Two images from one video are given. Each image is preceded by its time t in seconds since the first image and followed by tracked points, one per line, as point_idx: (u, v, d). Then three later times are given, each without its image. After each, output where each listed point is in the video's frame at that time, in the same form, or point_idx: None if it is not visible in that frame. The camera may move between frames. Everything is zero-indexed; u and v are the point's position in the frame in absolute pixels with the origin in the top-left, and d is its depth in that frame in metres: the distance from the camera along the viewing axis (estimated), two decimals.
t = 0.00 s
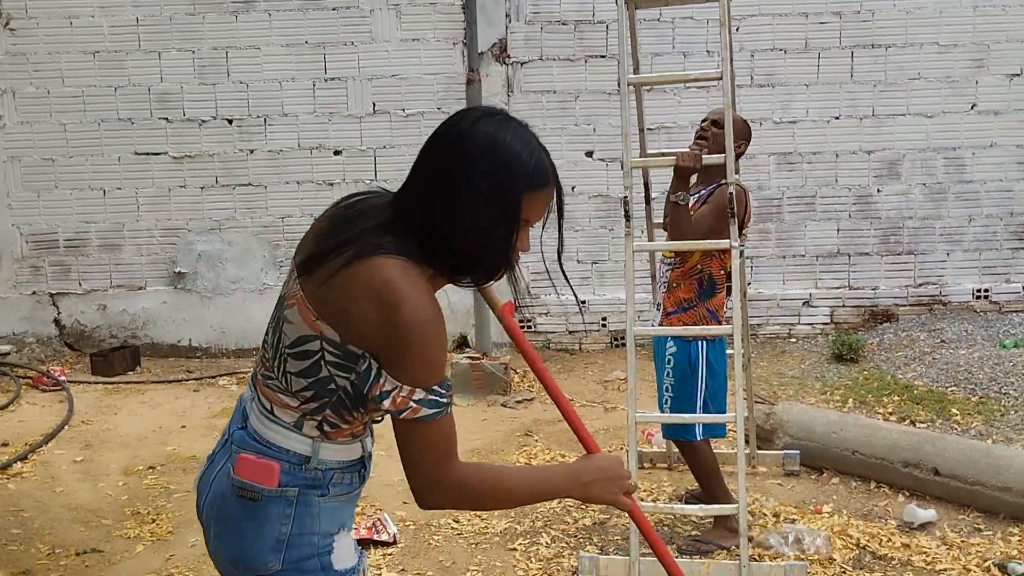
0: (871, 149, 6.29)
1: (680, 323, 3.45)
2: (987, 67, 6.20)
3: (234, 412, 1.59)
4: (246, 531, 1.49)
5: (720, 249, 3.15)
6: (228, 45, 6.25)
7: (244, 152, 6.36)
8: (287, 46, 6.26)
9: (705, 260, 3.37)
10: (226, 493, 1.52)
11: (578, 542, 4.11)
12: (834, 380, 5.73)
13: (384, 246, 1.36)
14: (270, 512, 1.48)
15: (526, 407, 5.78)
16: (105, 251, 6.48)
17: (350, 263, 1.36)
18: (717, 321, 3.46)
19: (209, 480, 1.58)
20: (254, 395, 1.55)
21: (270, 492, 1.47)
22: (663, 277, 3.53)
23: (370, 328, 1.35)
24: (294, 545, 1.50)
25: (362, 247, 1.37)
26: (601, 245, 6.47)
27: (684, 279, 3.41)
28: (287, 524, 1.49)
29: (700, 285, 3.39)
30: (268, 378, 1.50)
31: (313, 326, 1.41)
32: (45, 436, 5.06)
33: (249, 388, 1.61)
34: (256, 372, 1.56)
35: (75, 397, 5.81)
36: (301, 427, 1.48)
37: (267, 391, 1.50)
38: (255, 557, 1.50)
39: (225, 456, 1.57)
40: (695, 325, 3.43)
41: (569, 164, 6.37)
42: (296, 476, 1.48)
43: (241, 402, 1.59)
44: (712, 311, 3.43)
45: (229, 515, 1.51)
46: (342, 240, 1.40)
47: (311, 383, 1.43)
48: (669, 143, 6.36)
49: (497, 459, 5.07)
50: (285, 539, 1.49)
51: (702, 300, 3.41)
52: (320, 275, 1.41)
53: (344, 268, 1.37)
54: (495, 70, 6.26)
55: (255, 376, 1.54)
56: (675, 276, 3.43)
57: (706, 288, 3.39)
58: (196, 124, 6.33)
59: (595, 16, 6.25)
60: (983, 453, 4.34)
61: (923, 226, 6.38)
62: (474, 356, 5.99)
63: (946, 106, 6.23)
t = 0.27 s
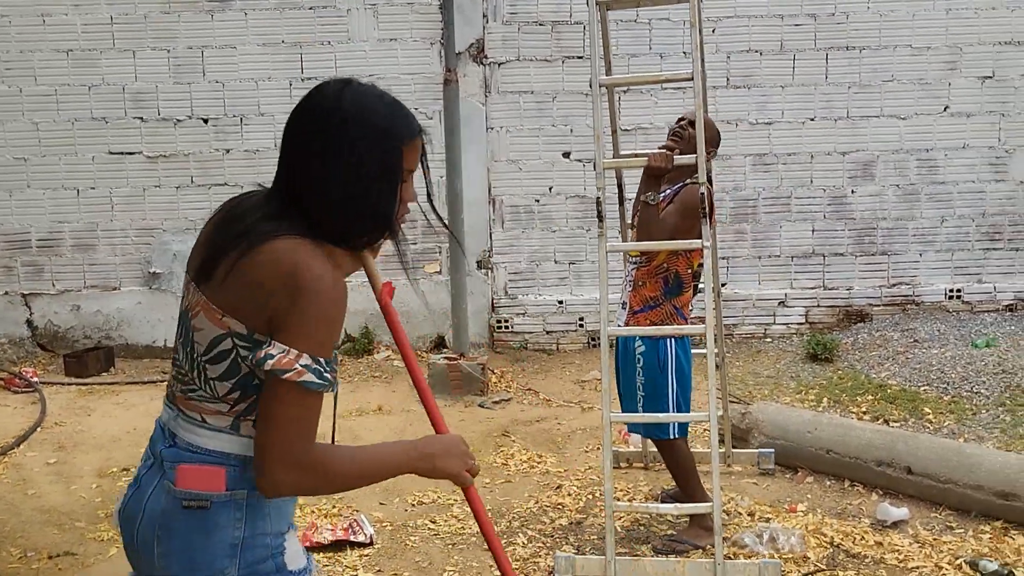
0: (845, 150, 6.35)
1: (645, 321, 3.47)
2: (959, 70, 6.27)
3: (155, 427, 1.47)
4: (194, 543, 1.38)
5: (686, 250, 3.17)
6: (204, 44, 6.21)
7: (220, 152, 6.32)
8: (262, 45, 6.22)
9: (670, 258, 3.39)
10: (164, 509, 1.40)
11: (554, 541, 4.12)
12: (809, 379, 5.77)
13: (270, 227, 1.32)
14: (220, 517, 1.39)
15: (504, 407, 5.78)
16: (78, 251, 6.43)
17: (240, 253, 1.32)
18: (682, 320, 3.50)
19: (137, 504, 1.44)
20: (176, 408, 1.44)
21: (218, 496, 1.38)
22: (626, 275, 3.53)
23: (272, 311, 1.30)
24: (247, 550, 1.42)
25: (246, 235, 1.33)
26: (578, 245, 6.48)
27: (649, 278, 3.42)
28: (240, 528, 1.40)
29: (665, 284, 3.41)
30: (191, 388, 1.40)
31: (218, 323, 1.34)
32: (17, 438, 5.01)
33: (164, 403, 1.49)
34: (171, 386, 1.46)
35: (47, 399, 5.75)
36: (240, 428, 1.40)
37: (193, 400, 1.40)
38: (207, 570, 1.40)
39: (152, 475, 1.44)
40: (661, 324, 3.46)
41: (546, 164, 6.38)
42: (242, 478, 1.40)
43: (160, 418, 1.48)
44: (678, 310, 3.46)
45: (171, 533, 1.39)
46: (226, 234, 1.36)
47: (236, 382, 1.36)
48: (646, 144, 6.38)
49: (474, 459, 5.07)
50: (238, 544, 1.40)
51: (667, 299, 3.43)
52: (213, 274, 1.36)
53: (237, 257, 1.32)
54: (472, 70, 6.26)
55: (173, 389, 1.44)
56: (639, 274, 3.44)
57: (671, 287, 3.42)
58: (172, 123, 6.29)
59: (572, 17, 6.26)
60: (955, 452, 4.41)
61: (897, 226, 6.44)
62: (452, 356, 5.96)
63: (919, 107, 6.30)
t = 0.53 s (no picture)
0: (834, 151, 6.37)
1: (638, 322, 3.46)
2: (948, 71, 6.30)
3: (58, 459, 1.36)
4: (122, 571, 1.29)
5: (670, 249, 3.17)
6: (193, 43, 6.19)
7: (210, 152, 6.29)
8: (253, 44, 6.20)
9: (659, 258, 3.39)
10: (83, 541, 1.30)
11: (546, 542, 4.11)
12: (799, 380, 5.79)
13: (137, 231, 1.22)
14: (147, 538, 1.31)
15: (494, 407, 5.78)
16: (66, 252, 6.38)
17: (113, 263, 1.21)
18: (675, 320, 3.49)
19: (51, 542, 1.33)
20: (77, 434, 1.34)
21: (142, 518, 1.30)
22: (619, 278, 3.54)
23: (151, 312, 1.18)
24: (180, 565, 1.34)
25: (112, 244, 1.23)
26: (569, 245, 6.48)
27: (640, 279, 3.42)
28: (169, 545, 1.33)
29: (656, 283, 3.41)
30: (92, 411, 1.30)
31: (103, 335, 1.23)
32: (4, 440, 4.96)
33: (60, 433, 1.38)
34: (69, 415, 1.35)
35: (35, 400, 5.71)
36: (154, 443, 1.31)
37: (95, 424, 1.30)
38: None
39: (62, 509, 1.33)
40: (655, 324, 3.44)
41: (537, 164, 6.38)
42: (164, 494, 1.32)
43: (59, 450, 1.37)
44: (670, 308, 3.45)
45: (95, 566, 1.29)
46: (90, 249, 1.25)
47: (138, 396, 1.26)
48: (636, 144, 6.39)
49: (465, 460, 5.06)
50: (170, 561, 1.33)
51: (659, 298, 3.43)
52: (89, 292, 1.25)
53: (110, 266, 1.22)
54: (463, 70, 6.24)
55: (72, 416, 1.34)
56: (631, 276, 3.44)
57: (662, 286, 3.41)
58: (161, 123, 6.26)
59: (564, 17, 6.27)
60: (944, 452, 4.44)
61: (886, 227, 6.47)
62: (444, 356, 5.94)
63: (907, 108, 6.33)
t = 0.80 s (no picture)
0: (835, 152, 6.38)
1: (642, 320, 3.46)
2: (949, 71, 6.31)
3: (43, 464, 1.39)
4: (126, 560, 1.34)
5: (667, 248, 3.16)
6: (194, 43, 6.18)
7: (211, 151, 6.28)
8: (253, 44, 6.19)
9: (659, 255, 3.39)
10: (82, 538, 1.34)
11: (548, 542, 4.11)
12: (800, 380, 5.79)
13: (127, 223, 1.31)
14: (148, 526, 1.35)
15: (495, 407, 5.78)
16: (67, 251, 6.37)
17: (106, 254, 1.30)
18: (680, 316, 3.47)
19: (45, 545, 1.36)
20: (64, 436, 1.37)
21: (141, 507, 1.34)
22: (624, 278, 3.55)
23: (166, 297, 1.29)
24: (183, 551, 1.39)
25: (102, 236, 1.31)
26: (570, 245, 6.48)
27: (642, 276, 3.43)
28: (170, 531, 1.37)
29: (658, 280, 3.41)
30: (84, 407, 1.35)
31: (112, 327, 1.31)
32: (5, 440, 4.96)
33: (41, 440, 1.42)
34: (54, 417, 1.39)
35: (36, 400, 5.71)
36: (150, 434, 1.37)
37: (87, 421, 1.35)
38: None
39: (53, 511, 1.36)
40: (660, 322, 3.42)
41: (538, 164, 6.38)
42: (161, 483, 1.37)
43: (43, 455, 1.40)
44: (674, 305, 3.44)
45: (98, 559, 1.33)
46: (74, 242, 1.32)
47: (138, 382, 1.34)
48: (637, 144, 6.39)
49: (467, 460, 5.06)
50: (173, 548, 1.37)
51: (662, 295, 3.41)
52: (81, 286, 1.32)
53: (108, 257, 1.30)
54: (464, 70, 6.25)
55: (59, 417, 1.38)
56: (633, 274, 3.45)
57: (665, 281, 3.41)
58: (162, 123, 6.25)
59: (565, 17, 6.27)
60: (945, 452, 4.45)
61: (887, 227, 6.47)
62: (445, 356, 5.94)
63: (908, 109, 6.33)
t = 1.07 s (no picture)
0: (838, 152, 6.38)
1: (648, 320, 3.45)
2: (951, 72, 6.31)
3: (87, 460, 1.38)
4: (183, 557, 1.36)
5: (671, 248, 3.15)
6: (196, 43, 6.18)
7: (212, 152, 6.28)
8: (256, 45, 6.20)
9: (663, 254, 3.39)
10: (136, 535, 1.35)
11: (550, 543, 4.12)
12: (802, 380, 5.80)
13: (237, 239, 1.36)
14: (203, 524, 1.39)
15: (498, 408, 5.78)
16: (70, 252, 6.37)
17: (217, 263, 1.34)
18: (687, 315, 3.46)
19: (91, 540, 1.35)
20: (120, 428, 1.37)
21: (199, 505, 1.38)
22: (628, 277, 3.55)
23: (273, 320, 1.37)
24: (230, 549, 1.43)
25: (214, 246, 1.35)
26: (572, 246, 6.48)
27: (647, 275, 3.43)
28: (222, 530, 1.41)
29: (663, 279, 3.41)
30: (153, 400, 1.35)
31: (214, 329, 1.34)
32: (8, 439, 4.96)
33: (84, 434, 1.40)
34: (111, 409, 1.38)
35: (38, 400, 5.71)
36: (210, 433, 1.40)
37: (152, 414, 1.36)
38: None
39: (101, 507, 1.36)
40: (665, 321, 3.42)
41: (540, 165, 6.38)
42: (215, 481, 1.41)
43: (86, 449, 1.39)
44: (680, 304, 3.44)
45: (153, 554, 1.35)
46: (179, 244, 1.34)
47: (218, 387, 1.38)
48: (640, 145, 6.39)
49: (469, 461, 5.06)
50: (223, 545, 1.41)
51: (667, 294, 3.42)
52: (185, 282, 1.34)
53: (221, 266, 1.34)
54: (466, 70, 6.25)
55: (119, 410, 1.37)
56: (637, 273, 3.45)
57: (669, 281, 3.40)
58: (163, 123, 6.25)
59: (567, 18, 6.28)
60: (948, 452, 4.45)
61: (889, 228, 6.47)
62: (447, 357, 5.94)
63: (910, 110, 6.33)
